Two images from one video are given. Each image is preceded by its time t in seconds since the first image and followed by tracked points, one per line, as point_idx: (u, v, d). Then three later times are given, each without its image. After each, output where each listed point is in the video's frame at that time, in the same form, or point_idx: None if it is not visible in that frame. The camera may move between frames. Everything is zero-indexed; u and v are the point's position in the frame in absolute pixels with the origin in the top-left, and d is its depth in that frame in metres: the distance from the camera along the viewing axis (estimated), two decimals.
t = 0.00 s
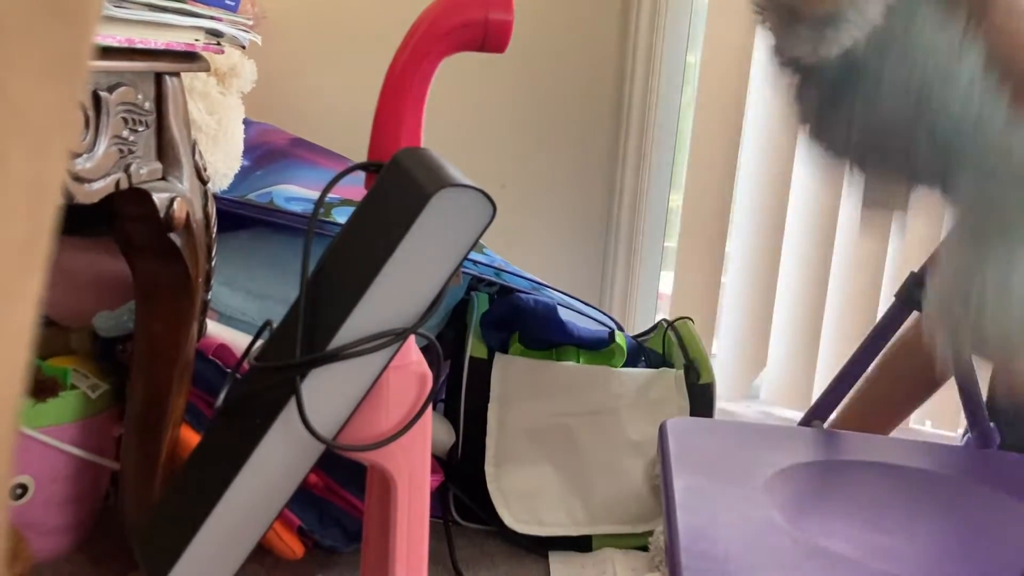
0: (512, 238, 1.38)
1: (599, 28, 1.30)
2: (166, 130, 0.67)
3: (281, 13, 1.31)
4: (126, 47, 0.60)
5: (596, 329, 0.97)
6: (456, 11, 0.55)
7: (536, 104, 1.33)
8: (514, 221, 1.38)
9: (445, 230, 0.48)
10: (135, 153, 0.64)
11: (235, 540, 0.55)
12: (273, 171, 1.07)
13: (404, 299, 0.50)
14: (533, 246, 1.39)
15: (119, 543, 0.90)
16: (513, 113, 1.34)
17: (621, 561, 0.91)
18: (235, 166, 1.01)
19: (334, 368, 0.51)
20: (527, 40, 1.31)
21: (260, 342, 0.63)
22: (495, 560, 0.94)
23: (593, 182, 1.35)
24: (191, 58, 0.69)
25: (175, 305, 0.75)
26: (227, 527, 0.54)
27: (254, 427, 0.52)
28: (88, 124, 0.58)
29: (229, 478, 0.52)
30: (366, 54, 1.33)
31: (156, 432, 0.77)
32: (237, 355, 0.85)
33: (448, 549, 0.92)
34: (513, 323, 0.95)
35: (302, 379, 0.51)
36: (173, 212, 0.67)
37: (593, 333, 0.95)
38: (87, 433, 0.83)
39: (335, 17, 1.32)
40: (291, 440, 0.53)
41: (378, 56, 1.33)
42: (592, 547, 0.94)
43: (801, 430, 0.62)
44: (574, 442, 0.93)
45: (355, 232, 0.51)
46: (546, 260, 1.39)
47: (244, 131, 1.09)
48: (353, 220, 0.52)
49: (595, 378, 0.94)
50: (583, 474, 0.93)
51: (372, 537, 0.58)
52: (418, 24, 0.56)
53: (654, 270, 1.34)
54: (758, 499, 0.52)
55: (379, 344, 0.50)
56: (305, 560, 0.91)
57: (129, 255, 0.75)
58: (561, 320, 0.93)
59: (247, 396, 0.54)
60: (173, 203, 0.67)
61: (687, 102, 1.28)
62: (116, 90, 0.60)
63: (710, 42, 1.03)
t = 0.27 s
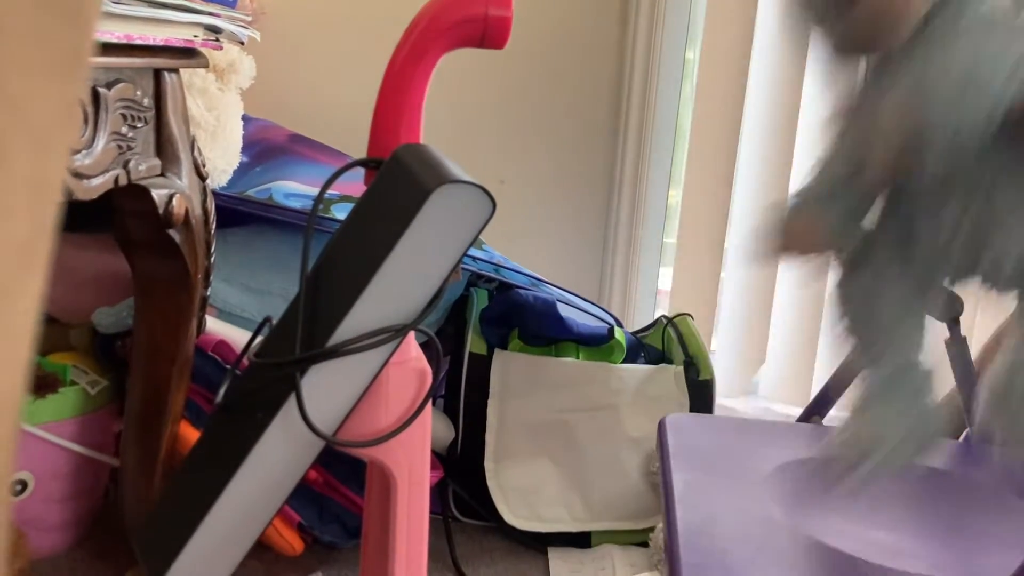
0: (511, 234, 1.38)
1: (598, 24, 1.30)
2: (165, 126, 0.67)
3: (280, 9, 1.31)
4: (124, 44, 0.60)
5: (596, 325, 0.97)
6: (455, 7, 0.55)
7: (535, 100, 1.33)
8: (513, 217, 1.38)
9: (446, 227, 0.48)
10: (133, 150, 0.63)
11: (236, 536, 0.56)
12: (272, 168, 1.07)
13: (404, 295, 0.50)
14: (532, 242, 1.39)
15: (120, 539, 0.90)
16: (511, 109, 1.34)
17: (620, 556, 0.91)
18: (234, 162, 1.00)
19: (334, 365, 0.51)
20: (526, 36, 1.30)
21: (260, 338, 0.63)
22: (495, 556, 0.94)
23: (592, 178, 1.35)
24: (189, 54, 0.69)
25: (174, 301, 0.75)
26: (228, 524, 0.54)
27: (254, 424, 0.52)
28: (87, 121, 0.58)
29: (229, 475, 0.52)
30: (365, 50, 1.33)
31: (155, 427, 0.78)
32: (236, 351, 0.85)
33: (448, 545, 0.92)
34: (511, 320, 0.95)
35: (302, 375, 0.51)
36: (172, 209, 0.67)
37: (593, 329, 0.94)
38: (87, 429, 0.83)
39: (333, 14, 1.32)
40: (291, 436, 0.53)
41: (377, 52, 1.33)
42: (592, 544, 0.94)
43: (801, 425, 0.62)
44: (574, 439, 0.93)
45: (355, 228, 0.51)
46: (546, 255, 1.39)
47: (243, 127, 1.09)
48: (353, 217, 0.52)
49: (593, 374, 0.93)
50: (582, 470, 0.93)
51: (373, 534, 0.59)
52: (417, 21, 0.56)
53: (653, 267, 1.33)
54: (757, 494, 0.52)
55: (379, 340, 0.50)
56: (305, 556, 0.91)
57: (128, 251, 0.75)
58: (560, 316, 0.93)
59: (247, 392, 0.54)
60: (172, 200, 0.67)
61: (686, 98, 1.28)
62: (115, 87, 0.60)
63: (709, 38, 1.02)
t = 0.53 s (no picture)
0: (509, 230, 1.38)
1: (596, 21, 1.29)
2: (161, 121, 0.67)
3: (277, 4, 1.31)
4: (120, 39, 0.60)
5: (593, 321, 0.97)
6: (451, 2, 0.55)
7: (532, 96, 1.33)
8: (511, 213, 1.37)
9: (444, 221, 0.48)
10: (130, 145, 0.63)
11: (233, 532, 0.55)
12: (269, 163, 1.07)
13: (402, 290, 0.50)
14: (529, 237, 1.39)
15: (116, 535, 0.90)
16: (509, 105, 1.34)
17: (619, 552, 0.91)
18: (230, 158, 1.00)
19: (331, 360, 0.51)
20: (524, 31, 1.30)
21: (256, 335, 0.63)
22: (492, 552, 0.94)
23: (590, 173, 1.35)
24: (186, 49, 0.69)
25: (170, 297, 0.74)
26: (225, 520, 0.54)
27: (251, 420, 0.52)
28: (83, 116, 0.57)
29: (225, 471, 0.52)
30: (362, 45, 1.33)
31: (152, 424, 0.77)
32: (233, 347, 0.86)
33: (445, 541, 0.92)
34: (509, 315, 0.95)
35: (299, 371, 0.50)
36: (169, 204, 0.67)
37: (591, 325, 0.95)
38: (84, 425, 0.83)
39: (330, 9, 1.31)
40: (288, 432, 0.53)
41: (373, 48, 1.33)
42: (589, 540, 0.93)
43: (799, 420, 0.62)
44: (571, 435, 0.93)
45: (353, 222, 0.51)
46: (543, 251, 1.39)
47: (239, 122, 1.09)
48: (351, 211, 0.52)
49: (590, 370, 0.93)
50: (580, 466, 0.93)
51: (369, 530, 0.58)
52: (412, 17, 0.56)
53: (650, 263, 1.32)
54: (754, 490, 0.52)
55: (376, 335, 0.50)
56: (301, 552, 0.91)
57: (124, 247, 0.75)
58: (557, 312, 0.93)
59: (243, 389, 0.54)
60: (168, 195, 0.67)
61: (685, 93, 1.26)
62: (111, 82, 0.60)
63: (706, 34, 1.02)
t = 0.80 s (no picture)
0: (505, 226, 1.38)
1: (593, 16, 1.29)
2: (155, 116, 0.66)
3: None
4: (113, 33, 0.59)
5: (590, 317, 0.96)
6: None
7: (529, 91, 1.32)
8: (507, 208, 1.37)
9: (441, 216, 0.48)
10: (123, 141, 0.63)
11: (229, 531, 0.55)
12: (264, 159, 1.06)
13: (399, 286, 0.50)
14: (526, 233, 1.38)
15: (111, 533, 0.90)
16: (505, 101, 1.33)
17: (617, 547, 0.91)
18: (225, 153, 1.00)
19: (328, 357, 0.50)
20: (520, 27, 1.30)
21: (251, 331, 0.62)
22: (489, 549, 0.94)
23: (587, 169, 1.35)
24: (180, 43, 0.68)
25: (165, 294, 0.74)
26: (220, 519, 0.54)
27: (246, 418, 0.52)
28: (76, 110, 0.57)
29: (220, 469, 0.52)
30: (358, 41, 1.32)
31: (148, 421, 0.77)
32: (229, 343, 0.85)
33: (442, 538, 0.92)
34: (506, 312, 0.94)
35: (295, 367, 0.50)
36: (163, 200, 0.67)
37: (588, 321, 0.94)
38: (78, 423, 0.83)
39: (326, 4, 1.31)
40: (284, 430, 0.53)
41: (369, 43, 1.32)
42: (585, 537, 0.93)
43: (797, 417, 0.62)
44: (568, 431, 0.93)
45: (350, 217, 0.50)
46: (540, 246, 1.39)
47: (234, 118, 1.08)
48: (347, 206, 0.51)
49: (587, 368, 0.93)
50: (577, 463, 0.92)
51: (365, 528, 0.58)
52: (409, 10, 0.56)
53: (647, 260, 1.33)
54: (753, 488, 0.52)
55: (373, 332, 0.49)
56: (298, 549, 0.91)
57: (119, 243, 0.74)
58: (554, 308, 0.93)
59: (238, 386, 0.54)
60: (162, 190, 0.66)
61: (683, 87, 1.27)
62: (104, 76, 0.59)
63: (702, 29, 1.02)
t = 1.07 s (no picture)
0: (500, 223, 1.38)
1: (588, 13, 1.29)
2: (148, 112, 0.66)
3: None
4: (106, 28, 0.59)
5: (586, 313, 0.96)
6: None
7: (524, 87, 1.32)
8: (502, 204, 1.37)
9: (435, 211, 0.47)
10: (116, 137, 0.62)
11: (223, 528, 0.55)
12: (258, 155, 1.06)
13: (393, 282, 0.49)
14: (520, 229, 1.38)
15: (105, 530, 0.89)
16: (501, 97, 1.33)
17: (612, 543, 0.90)
18: (219, 150, 0.99)
19: (321, 353, 0.50)
20: (515, 23, 1.29)
21: (245, 327, 0.62)
22: (484, 546, 0.93)
23: (582, 165, 1.34)
24: (173, 39, 0.68)
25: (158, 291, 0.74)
26: (215, 515, 0.54)
27: (240, 414, 0.51)
28: (69, 106, 0.56)
29: (214, 466, 0.52)
30: (352, 38, 1.32)
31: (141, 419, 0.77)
32: (222, 339, 0.85)
33: (437, 534, 0.92)
34: (501, 309, 0.94)
35: (289, 363, 0.50)
36: (156, 196, 0.66)
37: (583, 318, 0.94)
38: (72, 420, 0.82)
39: None
40: (278, 427, 0.52)
41: (363, 39, 1.32)
42: (581, 532, 0.93)
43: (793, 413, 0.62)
44: (564, 427, 0.93)
45: (343, 213, 0.50)
46: (534, 243, 1.38)
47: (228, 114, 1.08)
48: (340, 201, 0.51)
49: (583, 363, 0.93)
50: (572, 458, 0.92)
51: (360, 524, 0.58)
52: (403, 4, 0.55)
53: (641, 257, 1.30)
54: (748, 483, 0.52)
55: (367, 328, 0.49)
56: (292, 546, 0.91)
57: (112, 240, 0.74)
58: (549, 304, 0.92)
59: (232, 382, 0.53)
60: (156, 186, 0.66)
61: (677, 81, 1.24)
62: (97, 72, 0.59)
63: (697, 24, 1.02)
